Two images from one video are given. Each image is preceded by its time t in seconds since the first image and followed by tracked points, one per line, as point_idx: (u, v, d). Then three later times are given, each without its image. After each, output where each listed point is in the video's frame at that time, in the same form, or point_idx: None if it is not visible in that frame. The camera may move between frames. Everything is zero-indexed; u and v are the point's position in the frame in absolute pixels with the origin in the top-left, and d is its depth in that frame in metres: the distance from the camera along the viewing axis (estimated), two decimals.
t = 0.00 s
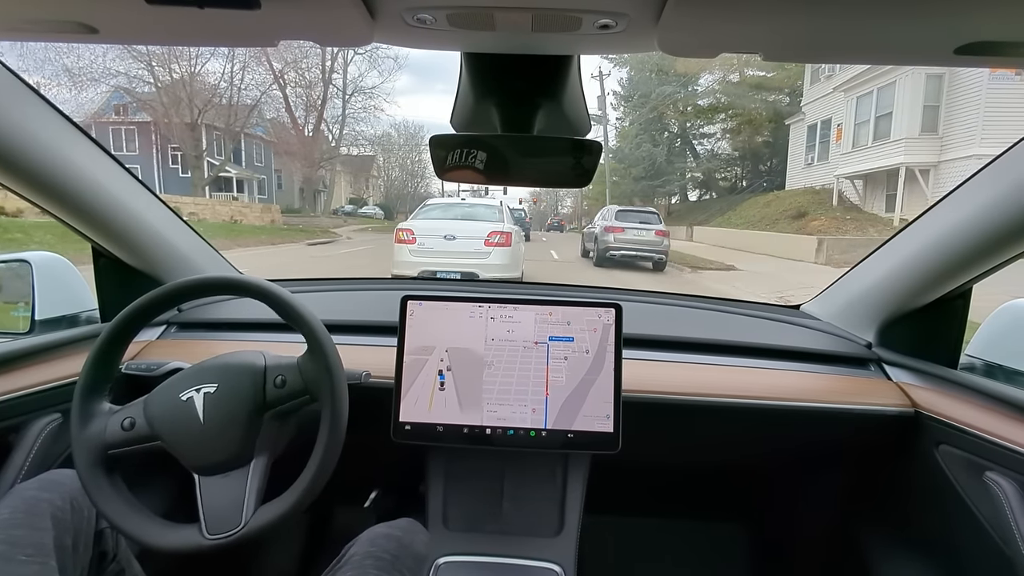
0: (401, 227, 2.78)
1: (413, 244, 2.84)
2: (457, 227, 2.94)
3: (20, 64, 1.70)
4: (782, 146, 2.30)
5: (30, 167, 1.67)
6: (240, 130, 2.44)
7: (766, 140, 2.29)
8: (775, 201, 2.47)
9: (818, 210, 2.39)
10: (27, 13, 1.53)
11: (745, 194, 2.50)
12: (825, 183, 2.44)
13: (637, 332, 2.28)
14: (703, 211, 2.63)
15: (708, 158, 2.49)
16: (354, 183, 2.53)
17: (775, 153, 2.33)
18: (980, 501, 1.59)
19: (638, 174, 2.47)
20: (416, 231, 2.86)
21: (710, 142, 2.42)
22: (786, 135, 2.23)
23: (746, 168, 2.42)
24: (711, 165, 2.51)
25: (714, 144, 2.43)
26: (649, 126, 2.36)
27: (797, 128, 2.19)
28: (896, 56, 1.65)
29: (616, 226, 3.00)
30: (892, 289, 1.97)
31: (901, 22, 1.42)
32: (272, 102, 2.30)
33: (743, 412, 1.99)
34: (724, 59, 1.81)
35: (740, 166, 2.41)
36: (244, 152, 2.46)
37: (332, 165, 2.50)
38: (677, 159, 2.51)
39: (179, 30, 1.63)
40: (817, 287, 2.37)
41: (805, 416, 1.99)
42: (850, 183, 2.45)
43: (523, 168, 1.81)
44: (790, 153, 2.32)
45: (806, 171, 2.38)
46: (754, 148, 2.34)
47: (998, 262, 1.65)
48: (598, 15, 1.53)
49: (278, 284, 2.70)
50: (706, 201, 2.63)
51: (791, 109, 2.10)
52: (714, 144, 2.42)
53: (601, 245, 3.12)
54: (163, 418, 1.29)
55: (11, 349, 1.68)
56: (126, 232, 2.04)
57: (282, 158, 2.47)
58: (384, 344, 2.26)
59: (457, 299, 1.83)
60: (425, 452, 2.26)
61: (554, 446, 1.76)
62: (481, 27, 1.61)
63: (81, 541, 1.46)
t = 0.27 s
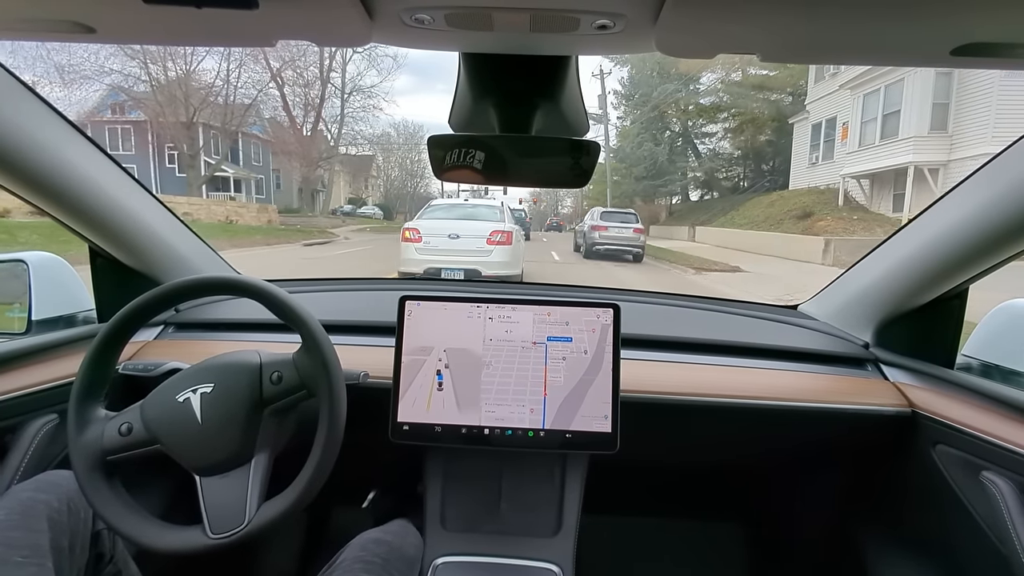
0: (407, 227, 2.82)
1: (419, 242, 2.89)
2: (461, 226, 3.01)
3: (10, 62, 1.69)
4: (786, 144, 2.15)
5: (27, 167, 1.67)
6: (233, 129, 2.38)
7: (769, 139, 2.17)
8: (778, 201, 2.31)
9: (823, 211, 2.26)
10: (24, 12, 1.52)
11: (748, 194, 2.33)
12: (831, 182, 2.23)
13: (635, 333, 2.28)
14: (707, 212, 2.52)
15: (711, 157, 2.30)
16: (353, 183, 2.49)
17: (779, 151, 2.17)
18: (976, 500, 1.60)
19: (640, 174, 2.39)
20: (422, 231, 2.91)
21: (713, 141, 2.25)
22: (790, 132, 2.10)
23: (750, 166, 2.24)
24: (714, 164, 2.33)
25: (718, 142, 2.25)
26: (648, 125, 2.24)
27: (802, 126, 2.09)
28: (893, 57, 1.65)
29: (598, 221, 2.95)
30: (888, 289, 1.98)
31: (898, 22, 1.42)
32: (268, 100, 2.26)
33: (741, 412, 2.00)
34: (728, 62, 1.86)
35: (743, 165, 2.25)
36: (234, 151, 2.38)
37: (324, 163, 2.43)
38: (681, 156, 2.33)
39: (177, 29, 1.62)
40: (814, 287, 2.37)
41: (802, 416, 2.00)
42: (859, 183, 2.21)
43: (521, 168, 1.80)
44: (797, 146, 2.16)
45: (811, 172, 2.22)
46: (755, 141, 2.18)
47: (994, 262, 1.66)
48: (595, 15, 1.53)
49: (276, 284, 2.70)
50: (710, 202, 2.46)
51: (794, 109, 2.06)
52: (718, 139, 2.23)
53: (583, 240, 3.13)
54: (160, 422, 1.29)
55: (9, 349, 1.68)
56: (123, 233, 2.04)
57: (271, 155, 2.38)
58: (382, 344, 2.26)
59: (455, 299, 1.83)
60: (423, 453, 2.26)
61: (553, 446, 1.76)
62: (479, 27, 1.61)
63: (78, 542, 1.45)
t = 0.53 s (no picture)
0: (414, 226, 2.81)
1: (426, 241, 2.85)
2: (464, 225, 2.99)
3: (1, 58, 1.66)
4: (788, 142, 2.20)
5: (22, 166, 1.66)
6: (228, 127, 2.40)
7: (773, 138, 2.21)
8: (784, 201, 2.32)
9: (831, 211, 2.18)
10: (20, 11, 1.52)
11: (752, 194, 2.35)
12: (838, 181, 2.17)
13: (632, 333, 2.29)
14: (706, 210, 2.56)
15: (714, 156, 2.37)
16: (351, 183, 2.51)
17: (783, 150, 2.21)
18: (971, 501, 1.60)
19: (641, 173, 2.48)
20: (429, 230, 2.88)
21: (717, 138, 2.31)
22: (794, 129, 2.16)
23: (749, 164, 2.29)
24: (717, 164, 2.38)
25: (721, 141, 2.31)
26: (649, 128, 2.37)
27: (807, 124, 2.15)
28: (889, 59, 1.66)
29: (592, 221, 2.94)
30: (885, 290, 1.99)
31: (894, 24, 1.43)
32: (263, 96, 2.24)
33: (738, 412, 2.00)
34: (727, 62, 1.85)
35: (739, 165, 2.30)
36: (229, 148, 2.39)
37: (322, 162, 2.45)
38: (680, 158, 2.43)
39: (175, 29, 1.62)
40: (811, 287, 2.38)
41: (798, 416, 2.00)
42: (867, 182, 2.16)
43: (518, 168, 1.81)
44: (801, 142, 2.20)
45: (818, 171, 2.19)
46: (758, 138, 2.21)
47: (990, 263, 1.67)
48: (593, 16, 1.53)
49: (274, 284, 2.69)
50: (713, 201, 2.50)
51: (798, 108, 2.10)
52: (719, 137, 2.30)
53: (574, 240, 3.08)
54: (156, 420, 1.29)
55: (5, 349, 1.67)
56: (120, 232, 2.03)
57: (268, 154, 2.40)
58: (380, 344, 2.25)
59: (453, 299, 1.83)
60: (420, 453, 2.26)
61: (550, 446, 1.76)
62: (478, 28, 1.61)
63: (74, 543, 1.45)
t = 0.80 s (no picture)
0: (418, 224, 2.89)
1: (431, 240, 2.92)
2: (467, 223, 2.98)
3: None
4: (795, 141, 2.25)
5: (19, 167, 1.66)
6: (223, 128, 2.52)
7: (778, 137, 2.26)
8: (792, 201, 2.43)
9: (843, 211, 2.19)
10: (16, 11, 1.51)
11: (756, 194, 2.48)
12: (849, 180, 2.24)
13: (630, 333, 2.29)
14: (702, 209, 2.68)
15: (715, 156, 2.44)
16: (349, 183, 2.55)
17: (788, 149, 2.27)
18: (967, 499, 1.61)
19: (644, 173, 2.56)
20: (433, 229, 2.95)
21: (721, 139, 2.35)
22: (800, 129, 2.19)
23: (750, 165, 2.39)
24: (719, 163, 2.48)
25: (724, 141, 2.35)
26: (655, 129, 2.36)
27: (815, 121, 2.16)
28: (886, 59, 1.66)
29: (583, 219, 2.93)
30: (881, 290, 1.99)
31: (891, 24, 1.43)
32: (261, 98, 2.29)
33: (735, 411, 2.00)
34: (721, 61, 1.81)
35: (741, 167, 2.40)
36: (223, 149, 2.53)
37: (323, 162, 2.50)
38: (686, 157, 2.49)
39: (173, 29, 1.62)
40: (808, 287, 2.39)
41: (795, 415, 2.01)
42: (879, 181, 2.17)
43: (515, 169, 1.81)
44: (806, 146, 2.26)
45: (824, 170, 2.26)
46: (763, 138, 2.28)
47: (986, 262, 1.67)
48: (590, 16, 1.53)
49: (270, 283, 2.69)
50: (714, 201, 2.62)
51: (806, 107, 2.13)
52: (725, 135, 2.32)
53: (567, 236, 3.15)
54: (153, 419, 1.29)
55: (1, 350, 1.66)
56: (116, 233, 2.02)
57: (263, 154, 2.46)
58: (377, 344, 2.25)
59: (450, 299, 1.83)
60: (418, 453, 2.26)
61: (548, 446, 1.76)
62: (475, 27, 1.61)
63: (70, 544, 1.44)
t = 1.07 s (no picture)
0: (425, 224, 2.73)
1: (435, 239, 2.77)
2: (471, 222, 2.80)
3: None
4: (801, 139, 2.26)
5: (14, 167, 1.65)
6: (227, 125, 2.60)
7: (784, 135, 2.25)
8: (802, 201, 2.40)
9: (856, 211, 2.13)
10: (13, 10, 1.51)
11: (761, 194, 2.39)
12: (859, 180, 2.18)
13: (628, 333, 2.29)
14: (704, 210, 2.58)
15: (719, 155, 2.37)
16: (348, 183, 2.55)
17: (793, 147, 2.27)
18: (963, 498, 1.62)
19: (647, 172, 2.46)
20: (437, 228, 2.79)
21: (723, 138, 2.31)
22: (809, 127, 2.20)
23: (755, 164, 2.31)
24: (725, 162, 2.38)
25: (728, 139, 2.31)
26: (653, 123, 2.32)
27: (824, 118, 2.18)
28: (882, 60, 1.67)
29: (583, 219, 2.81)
30: (878, 290, 2.00)
31: (887, 25, 1.44)
32: (259, 96, 2.33)
33: (732, 411, 2.01)
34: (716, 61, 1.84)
35: (747, 164, 2.31)
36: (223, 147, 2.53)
37: (322, 161, 2.56)
38: (688, 155, 2.40)
39: (169, 28, 1.61)
40: (805, 287, 2.39)
41: (792, 416, 2.01)
42: (894, 180, 2.07)
43: (512, 169, 1.81)
44: (815, 142, 2.27)
45: (835, 167, 2.30)
46: (771, 136, 2.26)
47: (981, 262, 1.68)
48: (586, 17, 1.54)
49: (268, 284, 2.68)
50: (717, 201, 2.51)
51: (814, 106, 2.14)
52: (728, 132, 2.29)
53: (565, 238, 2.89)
54: (150, 418, 1.29)
55: None
56: (112, 233, 2.01)
57: (263, 153, 2.51)
58: (375, 345, 2.25)
59: (448, 299, 1.83)
60: (416, 454, 2.25)
61: (545, 447, 1.76)
62: (472, 28, 1.61)
63: (66, 546, 1.44)
